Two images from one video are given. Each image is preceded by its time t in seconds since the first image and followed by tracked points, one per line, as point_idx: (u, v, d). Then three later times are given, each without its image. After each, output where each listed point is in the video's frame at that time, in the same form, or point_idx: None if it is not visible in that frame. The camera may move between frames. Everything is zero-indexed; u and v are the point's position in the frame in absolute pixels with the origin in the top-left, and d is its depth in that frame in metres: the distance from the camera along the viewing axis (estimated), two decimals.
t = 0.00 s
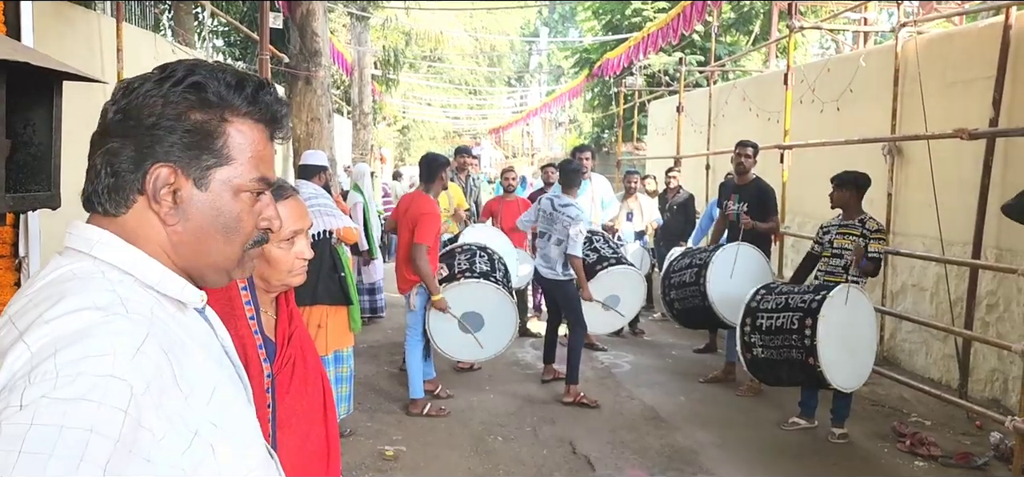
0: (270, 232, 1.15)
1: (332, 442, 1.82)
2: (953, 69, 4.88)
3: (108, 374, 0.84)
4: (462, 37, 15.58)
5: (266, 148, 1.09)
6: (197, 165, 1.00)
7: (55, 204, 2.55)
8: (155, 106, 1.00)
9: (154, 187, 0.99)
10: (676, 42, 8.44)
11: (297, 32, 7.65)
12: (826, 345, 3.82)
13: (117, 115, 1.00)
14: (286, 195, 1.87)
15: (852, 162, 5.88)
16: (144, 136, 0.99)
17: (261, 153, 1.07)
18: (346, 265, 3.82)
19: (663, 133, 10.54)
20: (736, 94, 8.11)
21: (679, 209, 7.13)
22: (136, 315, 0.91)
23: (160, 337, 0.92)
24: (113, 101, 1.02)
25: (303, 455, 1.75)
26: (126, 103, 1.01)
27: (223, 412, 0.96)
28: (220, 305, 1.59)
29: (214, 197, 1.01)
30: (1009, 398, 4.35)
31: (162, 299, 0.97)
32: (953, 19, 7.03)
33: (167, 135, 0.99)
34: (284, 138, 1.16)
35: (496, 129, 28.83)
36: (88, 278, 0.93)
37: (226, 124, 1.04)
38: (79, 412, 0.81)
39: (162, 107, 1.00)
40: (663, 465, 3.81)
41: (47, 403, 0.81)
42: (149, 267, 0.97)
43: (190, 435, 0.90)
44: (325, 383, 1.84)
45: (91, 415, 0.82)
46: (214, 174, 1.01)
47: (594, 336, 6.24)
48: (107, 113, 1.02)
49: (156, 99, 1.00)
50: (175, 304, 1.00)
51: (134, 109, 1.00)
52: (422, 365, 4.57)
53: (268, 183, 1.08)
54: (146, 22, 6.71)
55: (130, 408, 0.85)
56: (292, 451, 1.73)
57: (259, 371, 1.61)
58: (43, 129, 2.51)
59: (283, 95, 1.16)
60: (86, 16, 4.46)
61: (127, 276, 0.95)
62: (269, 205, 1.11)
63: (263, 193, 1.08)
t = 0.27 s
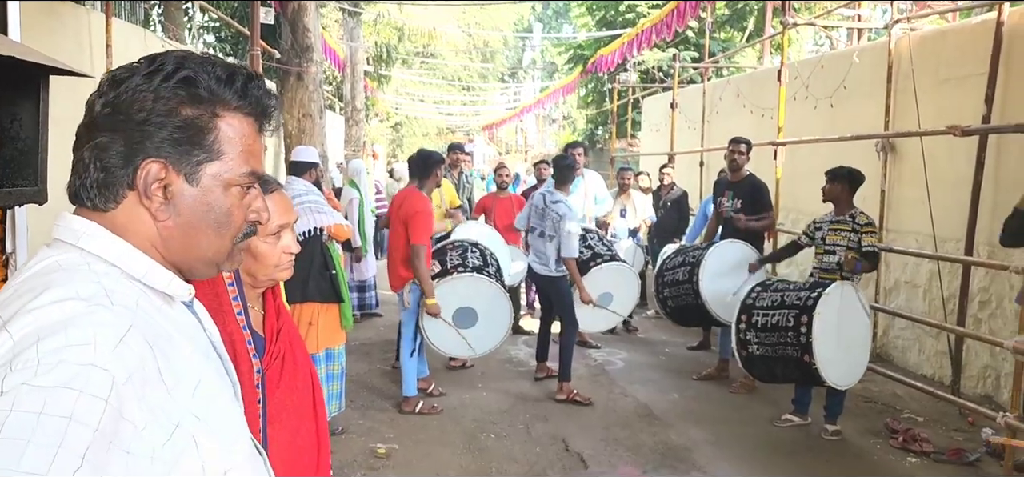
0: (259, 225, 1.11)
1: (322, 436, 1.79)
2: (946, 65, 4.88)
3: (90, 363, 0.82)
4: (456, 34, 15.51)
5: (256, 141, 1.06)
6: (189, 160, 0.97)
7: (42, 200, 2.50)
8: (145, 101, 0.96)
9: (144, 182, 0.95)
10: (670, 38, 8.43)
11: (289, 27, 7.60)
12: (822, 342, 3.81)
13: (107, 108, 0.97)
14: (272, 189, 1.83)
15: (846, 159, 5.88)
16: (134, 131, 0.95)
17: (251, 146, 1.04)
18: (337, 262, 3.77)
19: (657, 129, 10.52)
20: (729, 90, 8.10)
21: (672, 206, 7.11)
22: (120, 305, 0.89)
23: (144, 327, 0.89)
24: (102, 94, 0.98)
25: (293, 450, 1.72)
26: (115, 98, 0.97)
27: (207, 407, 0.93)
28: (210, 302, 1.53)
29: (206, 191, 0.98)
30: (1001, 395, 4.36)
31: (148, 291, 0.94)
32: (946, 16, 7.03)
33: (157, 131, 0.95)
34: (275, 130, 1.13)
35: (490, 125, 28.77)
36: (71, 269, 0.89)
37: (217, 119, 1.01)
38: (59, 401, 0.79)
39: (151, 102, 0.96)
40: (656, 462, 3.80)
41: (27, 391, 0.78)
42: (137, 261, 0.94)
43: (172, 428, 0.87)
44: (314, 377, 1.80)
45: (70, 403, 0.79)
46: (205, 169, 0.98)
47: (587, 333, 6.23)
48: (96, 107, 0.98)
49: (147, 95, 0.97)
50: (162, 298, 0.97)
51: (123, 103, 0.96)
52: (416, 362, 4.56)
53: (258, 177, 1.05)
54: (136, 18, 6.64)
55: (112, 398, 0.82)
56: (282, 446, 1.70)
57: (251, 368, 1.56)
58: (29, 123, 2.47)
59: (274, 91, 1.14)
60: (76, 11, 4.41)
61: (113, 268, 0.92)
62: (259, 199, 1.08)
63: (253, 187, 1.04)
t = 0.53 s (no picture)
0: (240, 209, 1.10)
1: (306, 430, 1.78)
2: (932, 62, 4.91)
3: (72, 354, 0.80)
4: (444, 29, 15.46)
5: (231, 124, 1.04)
6: (162, 146, 0.95)
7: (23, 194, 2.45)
8: (114, 88, 0.94)
9: (118, 172, 0.93)
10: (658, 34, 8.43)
11: (276, 22, 7.54)
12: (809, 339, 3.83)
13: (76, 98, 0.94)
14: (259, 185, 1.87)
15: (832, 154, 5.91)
16: (104, 120, 0.93)
17: (227, 130, 1.02)
18: (324, 257, 3.74)
19: (645, 125, 10.53)
20: (717, 86, 8.12)
21: (660, 202, 7.12)
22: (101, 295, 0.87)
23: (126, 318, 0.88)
24: (70, 82, 0.95)
25: (278, 445, 1.70)
26: (85, 86, 0.94)
27: (192, 398, 0.93)
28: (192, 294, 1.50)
29: (182, 178, 0.97)
30: (984, 388, 4.40)
31: (129, 282, 0.93)
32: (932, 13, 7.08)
33: (129, 118, 0.93)
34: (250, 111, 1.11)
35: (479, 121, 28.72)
36: (50, 260, 0.88)
37: (189, 103, 0.98)
38: (39, 393, 0.77)
39: (120, 89, 0.94)
40: (643, 457, 3.81)
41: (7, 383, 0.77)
42: (114, 251, 0.92)
43: (156, 419, 0.87)
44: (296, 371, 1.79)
45: (54, 394, 0.78)
46: (180, 154, 0.96)
47: (575, 329, 6.24)
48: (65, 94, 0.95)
49: (116, 83, 0.94)
50: (143, 289, 0.95)
51: (91, 92, 0.94)
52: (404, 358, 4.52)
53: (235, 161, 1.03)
54: (121, 12, 6.57)
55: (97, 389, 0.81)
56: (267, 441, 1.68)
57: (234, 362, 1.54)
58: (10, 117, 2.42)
59: (246, 70, 1.11)
60: (59, 5, 4.36)
61: (93, 259, 0.91)
62: (238, 182, 1.06)
63: (231, 171, 1.03)
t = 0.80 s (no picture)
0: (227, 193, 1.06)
1: (290, 424, 1.74)
2: (913, 59, 4.95)
3: (54, 365, 0.76)
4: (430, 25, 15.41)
5: (212, 105, 1.00)
6: (140, 132, 0.90)
7: None
8: (84, 71, 0.88)
9: (93, 161, 0.89)
10: (643, 31, 8.45)
11: (260, 17, 7.47)
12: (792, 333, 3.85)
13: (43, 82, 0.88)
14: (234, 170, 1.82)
15: (815, 151, 5.95)
16: (75, 105, 0.87)
17: (208, 111, 0.98)
18: (309, 252, 3.71)
19: (630, 122, 10.55)
20: (702, 83, 8.15)
21: (645, 198, 7.13)
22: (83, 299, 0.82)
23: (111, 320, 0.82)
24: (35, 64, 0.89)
25: (266, 439, 1.66)
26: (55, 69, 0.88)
27: (187, 401, 0.88)
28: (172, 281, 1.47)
29: (163, 166, 0.93)
30: (964, 383, 4.45)
31: (112, 280, 0.88)
32: (913, 11, 7.14)
33: (102, 103, 0.88)
34: (232, 88, 1.06)
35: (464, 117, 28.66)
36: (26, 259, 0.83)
37: (166, 84, 0.94)
38: (23, 407, 0.74)
39: (91, 72, 0.88)
40: (628, 451, 3.81)
41: None
42: (93, 247, 0.87)
43: (149, 427, 0.82)
44: (280, 364, 1.76)
45: (40, 408, 0.74)
46: (159, 140, 0.92)
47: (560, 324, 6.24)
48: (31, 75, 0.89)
49: (86, 65, 0.88)
50: (129, 286, 0.90)
51: (59, 75, 0.88)
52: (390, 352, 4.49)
53: (217, 144, 0.99)
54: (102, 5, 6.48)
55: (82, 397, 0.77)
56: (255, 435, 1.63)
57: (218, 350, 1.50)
58: None
59: (222, 44, 1.06)
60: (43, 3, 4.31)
61: (72, 255, 0.86)
62: (222, 165, 1.02)
63: (214, 155, 0.99)
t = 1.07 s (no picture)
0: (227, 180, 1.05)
1: (280, 424, 1.69)
2: (900, 56, 4.97)
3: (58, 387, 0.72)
4: (416, 20, 15.30)
5: (209, 85, 0.96)
6: (132, 120, 0.86)
7: None
8: (65, 54, 0.84)
9: (82, 153, 0.85)
10: (632, 27, 8.43)
11: (246, 10, 7.38)
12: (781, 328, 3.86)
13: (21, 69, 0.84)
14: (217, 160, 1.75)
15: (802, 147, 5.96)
16: (57, 94, 0.83)
17: (205, 92, 0.95)
18: (297, 247, 3.66)
19: (618, 118, 10.54)
20: (690, 79, 8.15)
21: (634, 194, 7.12)
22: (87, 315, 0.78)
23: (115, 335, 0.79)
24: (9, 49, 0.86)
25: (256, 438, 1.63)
26: (30, 51, 0.84)
27: (198, 415, 0.85)
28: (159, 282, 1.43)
29: (159, 155, 0.90)
30: (950, 378, 4.48)
31: (114, 285, 0.84)
32: (900, 8, 7.17)
33: (88, 90, 0.83)
34: (227, 65, 1.03)
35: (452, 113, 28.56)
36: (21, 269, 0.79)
37: (158, 64, 0.90)
38: (29, 438, 0.69)
39: (76, 55, 0.84)
40: (617, 447, 3.81)
41: None
42: (89, 247, 0.84)
43: (162, 449, 0.79)
44: (269, 361, 1.73)
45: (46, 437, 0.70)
46: (154, 127, 0.88)
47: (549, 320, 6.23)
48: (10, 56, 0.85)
49: (63, 46, 0.84)
50: (131, 291, 0.86)
51: (37, 58, 0.84)
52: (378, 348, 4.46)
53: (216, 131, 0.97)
54: None
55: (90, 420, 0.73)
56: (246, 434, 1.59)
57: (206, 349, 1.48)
58: None
59: (215, 17, 1.02)
60: None
61: (67, 260, 0.82)
62: (222, 151, 1.01)
63: (213, 141, 0.97)
